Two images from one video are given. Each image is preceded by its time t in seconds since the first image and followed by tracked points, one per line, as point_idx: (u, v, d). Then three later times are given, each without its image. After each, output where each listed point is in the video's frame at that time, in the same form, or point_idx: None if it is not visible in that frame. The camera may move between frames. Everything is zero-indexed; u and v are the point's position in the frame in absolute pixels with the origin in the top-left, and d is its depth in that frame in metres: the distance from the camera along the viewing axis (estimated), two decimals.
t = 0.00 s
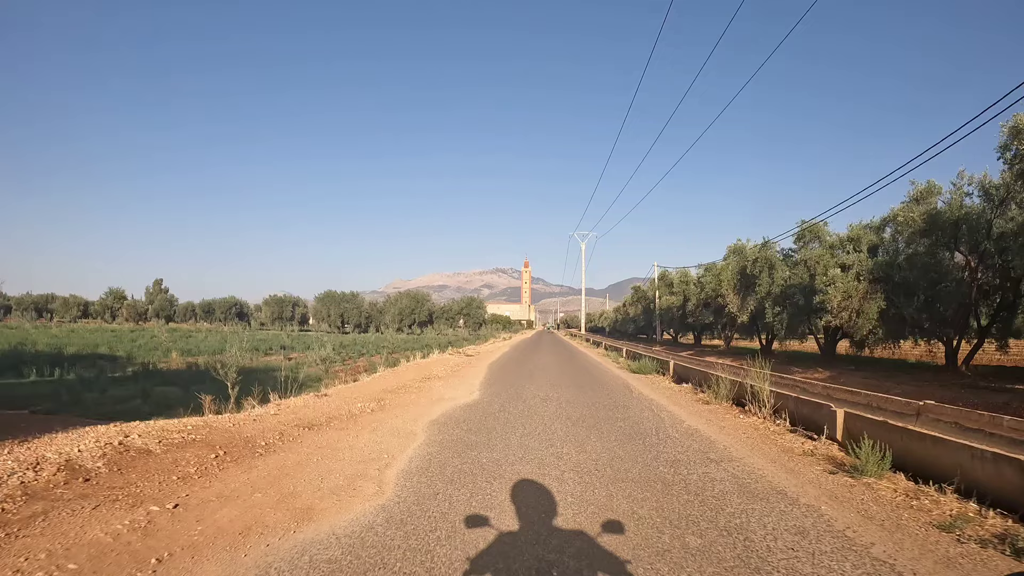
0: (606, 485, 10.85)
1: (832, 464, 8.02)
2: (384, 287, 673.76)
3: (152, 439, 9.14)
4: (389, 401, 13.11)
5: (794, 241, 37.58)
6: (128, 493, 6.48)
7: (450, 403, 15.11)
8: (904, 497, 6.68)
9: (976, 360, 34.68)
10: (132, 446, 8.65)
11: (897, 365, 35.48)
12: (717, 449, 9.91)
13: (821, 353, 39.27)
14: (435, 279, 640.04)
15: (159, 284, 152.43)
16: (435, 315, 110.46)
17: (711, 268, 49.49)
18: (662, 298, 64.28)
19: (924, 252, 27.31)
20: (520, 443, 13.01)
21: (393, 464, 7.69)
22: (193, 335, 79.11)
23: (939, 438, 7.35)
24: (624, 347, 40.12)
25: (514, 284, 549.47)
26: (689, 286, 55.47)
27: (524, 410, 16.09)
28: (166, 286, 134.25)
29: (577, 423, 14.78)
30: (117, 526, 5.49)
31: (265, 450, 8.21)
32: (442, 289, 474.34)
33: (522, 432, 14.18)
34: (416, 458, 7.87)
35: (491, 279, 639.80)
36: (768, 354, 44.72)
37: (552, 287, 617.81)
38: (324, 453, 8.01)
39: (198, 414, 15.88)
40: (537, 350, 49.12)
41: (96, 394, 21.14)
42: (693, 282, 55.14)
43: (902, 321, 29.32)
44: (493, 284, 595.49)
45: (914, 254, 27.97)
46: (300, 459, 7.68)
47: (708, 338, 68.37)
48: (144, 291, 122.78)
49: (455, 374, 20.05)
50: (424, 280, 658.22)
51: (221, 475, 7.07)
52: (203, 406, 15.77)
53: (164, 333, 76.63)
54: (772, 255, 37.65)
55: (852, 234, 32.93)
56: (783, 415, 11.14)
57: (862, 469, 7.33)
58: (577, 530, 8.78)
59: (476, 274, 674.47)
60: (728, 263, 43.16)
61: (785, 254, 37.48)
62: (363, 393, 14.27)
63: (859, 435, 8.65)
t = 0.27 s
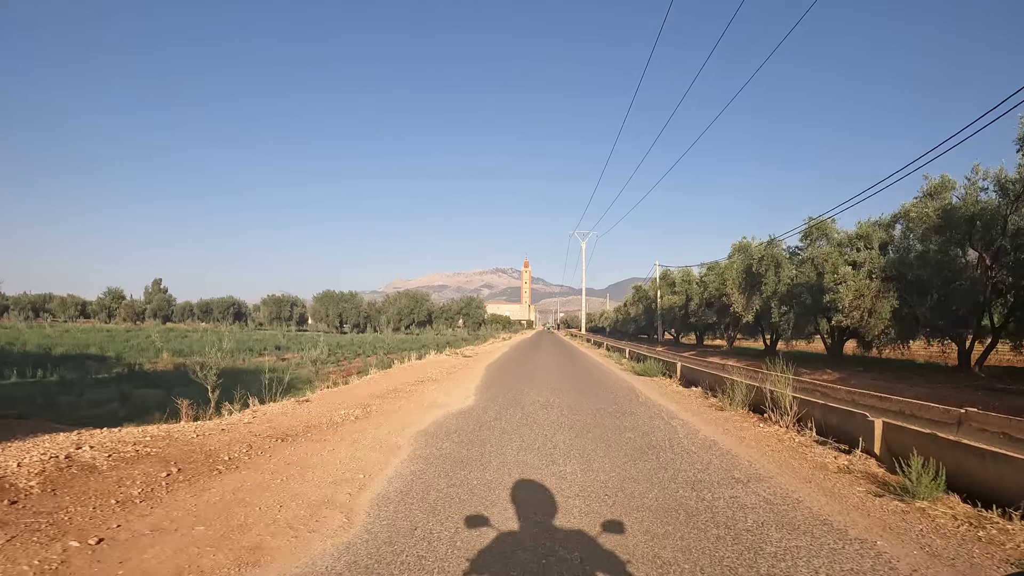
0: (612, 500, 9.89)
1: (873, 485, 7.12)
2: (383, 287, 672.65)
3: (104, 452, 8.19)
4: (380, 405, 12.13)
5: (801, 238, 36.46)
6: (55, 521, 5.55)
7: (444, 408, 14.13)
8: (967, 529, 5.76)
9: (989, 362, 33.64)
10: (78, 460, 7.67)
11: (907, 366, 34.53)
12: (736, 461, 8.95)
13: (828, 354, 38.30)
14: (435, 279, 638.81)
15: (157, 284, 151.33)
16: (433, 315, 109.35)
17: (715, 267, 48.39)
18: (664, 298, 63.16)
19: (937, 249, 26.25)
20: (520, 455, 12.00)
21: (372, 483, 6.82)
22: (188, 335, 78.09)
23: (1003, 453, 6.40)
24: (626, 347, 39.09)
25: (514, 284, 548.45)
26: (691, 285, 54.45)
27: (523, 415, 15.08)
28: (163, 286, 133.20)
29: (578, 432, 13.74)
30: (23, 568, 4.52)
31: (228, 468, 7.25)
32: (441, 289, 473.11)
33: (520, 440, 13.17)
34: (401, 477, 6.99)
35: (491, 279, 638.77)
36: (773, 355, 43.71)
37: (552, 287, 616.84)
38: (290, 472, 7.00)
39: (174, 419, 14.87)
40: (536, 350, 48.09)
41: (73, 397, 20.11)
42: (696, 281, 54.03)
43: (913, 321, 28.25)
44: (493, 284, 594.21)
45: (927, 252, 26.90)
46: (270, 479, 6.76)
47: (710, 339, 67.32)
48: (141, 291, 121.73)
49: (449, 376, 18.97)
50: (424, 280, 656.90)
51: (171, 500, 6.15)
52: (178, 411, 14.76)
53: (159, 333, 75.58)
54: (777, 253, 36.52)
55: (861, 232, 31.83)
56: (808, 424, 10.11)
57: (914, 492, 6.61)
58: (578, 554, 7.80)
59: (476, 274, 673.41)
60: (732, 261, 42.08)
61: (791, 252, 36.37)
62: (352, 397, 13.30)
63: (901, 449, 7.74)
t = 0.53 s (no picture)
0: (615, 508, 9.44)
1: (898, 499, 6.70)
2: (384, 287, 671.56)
3: (76, 460, 7.72)
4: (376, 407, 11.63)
5: (804, 237, 35.89)
6: (10, 537, 5.07)
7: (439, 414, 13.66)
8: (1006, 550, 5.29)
9: (997, 363, 33.07)
10: (46, 469, 7.21)
11: (912, 367, 34.02)
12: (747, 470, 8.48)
13: (832, 355, 37.78)
14: (435, 279, 638.19)
15: (156, 283, 150.86)
16: (433, 314, 108.81)
17: (716, 266, 47.83)
18: (665, 298, 62.60)
19: (945, 248, 25.65)
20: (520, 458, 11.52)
21: (359, 493, 6.39)
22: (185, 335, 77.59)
23: None
24: (627, 347, 38.58)
25: (514, 284, 548.05)
26: (693, 285, 53.90)
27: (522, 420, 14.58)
28: (162, 286, 132.73)
29: (577, 436, 13.29)
30: None
31: (203, 479, 6.79)
32: (441, 289, 472.61)
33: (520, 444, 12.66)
34: (391, 486, 6.56)
35: (491, 279, 638.22)
36: (776, 355, 43.17)
37: (552, 287, 616.48)
38: (265, 484, 6.50)
39: (161, 422, 14.39)
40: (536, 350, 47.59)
41: (61, 399, 19.62)
42: (697, 281, 53.47)
43: (920, 321, 27.66)
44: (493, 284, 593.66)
45: (934, 251, 26.36)
46: (250, 490, 6.30)
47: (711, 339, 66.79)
48: (140, 290, 121.29)
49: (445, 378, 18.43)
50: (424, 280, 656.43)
51: (137, 516, 5.68)
52: (166, 414, 14.26)
53: (157, 333, 75.11)
54: (781, 252, 35.89)
55: (866, 230, 31.28)
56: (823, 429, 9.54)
57: (946, 505, 6.52)
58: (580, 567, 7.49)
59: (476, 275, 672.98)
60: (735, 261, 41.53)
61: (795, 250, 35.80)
62: (347, 398, 12.80)
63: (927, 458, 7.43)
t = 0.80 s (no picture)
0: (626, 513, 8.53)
1: (957, 525, 5.79)
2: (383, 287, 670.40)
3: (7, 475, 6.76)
4: (363, 412, 10.66)
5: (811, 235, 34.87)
6: None
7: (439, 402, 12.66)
8: None
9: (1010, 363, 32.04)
10: None
11: (923, 368, 33.03)
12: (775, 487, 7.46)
13: (840, 355, 36.78)
14: (435, 279, 637.20)
15: (154, 283, 150.00)
16: (432, 314, 107.79)
17: (719, 265, 46.81)
18: (667, 297, 61.58)
19: (960, 245, 24.57)
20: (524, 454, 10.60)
21: (337, 513, 5.45)
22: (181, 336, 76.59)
23: None
24: (630, 348, 37.56)
25: (514, 284, 546.82)
26: (695, 285, 52.90)
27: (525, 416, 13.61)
28: (159, 286, 131.72)
29: (578, 451, 12.32)
30: None
31: (148, 505, 6.00)
32: (441, 289, 471.78)
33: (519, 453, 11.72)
34: (370, 505, 5.60)
35: (491, 279, 637.13)
36: (782, 356, 42.18)
37: (552, 287, 615.45)
38: (214, 513, 5.51)
39: (133, 429, 13.42)
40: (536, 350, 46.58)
41: (35, 402, 18.64)
42: (700, 280, 52.46)
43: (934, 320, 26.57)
44: (493, 284, 592.82)
45: (947, 249, 25.35)
46: (200, 519, 5.40)
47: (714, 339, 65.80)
48: (137, 289, 120.41)
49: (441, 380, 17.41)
50: (423, 280, 655.61)
51: (51, 553, 4.72)
52: (138, 421, 13.29)
53: (152, 332, 74.19)
54: (788, 250, 34.80)
55: (875, 227, 30.26)
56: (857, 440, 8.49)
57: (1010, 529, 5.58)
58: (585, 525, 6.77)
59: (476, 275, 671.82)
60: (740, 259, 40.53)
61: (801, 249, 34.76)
62: (333, 402, 11.86)
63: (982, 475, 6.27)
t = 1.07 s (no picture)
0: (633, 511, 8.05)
1: (992, 542, 5.28)
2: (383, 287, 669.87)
3: None
4: (355, 417, 10.18)
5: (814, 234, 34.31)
6: None
7: (437, 400, 12.17)
8: None
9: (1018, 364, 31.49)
10: None
11: (929, 368, 32.53)
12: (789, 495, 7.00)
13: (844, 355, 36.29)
14: (435, 278, 636.48)
15: (153, 283, 149.38)
16: (431, 314, 107.26)
17: (721, 265, 46.28)
18: (668, 297, 61.05)
19: (967, 243, 24.01)
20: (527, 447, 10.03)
21: (316, 531, 4.99)
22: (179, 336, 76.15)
23: None
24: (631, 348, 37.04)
25: (514, 284, 546.26)
26: (697, 284, 52.33)
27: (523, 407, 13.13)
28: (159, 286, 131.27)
29: (579, 457, 11.81)
30: None
31: (114, 519, 5.60)
32: (441, 289, 470.41)
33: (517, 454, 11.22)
34: (354, 522, 5.13)
35: (491, 279, 636.57)
36: (784, 356, 41.69)
37: (552, 287, 614.83)
38: (181, 531, 5.07)
39: (118, 433, 12.95)
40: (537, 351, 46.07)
41: (22, 403, 18.17)
42: (701, 280, 51.91)
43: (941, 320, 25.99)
44: (493, 284, 591.86)
45: (952, 247, 24.81)
46: (163, 539, 4.95)
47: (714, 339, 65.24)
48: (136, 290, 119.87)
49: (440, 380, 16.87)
50: (423, 280, 654.40)
51: None
52: (123, 425, 12.83)
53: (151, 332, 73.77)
54: (791, 249, 34.24)
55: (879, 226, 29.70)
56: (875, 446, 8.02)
57: None
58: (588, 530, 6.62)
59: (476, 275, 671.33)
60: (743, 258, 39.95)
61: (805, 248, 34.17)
62: (328, 404, 11.40)
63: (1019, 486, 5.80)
